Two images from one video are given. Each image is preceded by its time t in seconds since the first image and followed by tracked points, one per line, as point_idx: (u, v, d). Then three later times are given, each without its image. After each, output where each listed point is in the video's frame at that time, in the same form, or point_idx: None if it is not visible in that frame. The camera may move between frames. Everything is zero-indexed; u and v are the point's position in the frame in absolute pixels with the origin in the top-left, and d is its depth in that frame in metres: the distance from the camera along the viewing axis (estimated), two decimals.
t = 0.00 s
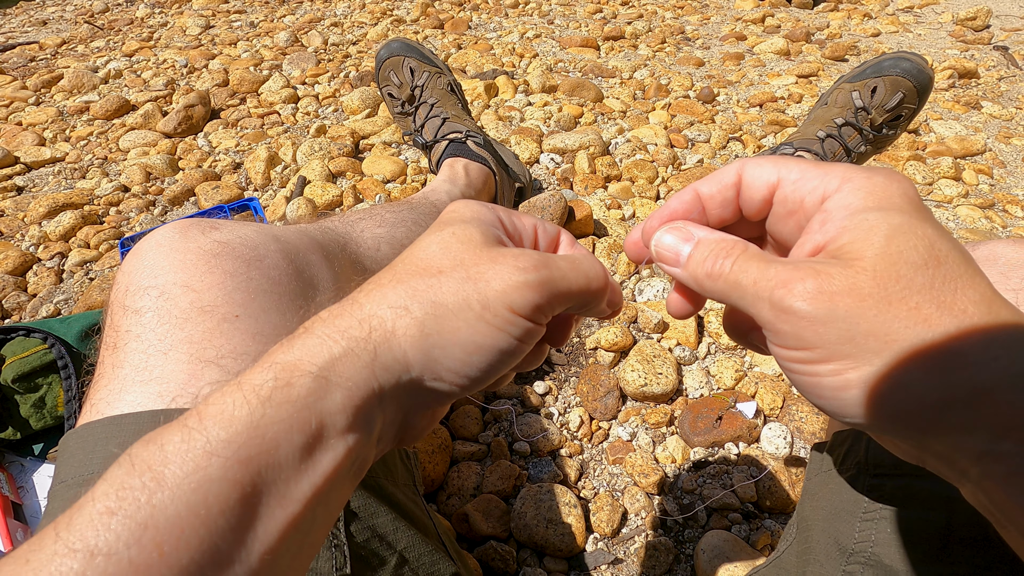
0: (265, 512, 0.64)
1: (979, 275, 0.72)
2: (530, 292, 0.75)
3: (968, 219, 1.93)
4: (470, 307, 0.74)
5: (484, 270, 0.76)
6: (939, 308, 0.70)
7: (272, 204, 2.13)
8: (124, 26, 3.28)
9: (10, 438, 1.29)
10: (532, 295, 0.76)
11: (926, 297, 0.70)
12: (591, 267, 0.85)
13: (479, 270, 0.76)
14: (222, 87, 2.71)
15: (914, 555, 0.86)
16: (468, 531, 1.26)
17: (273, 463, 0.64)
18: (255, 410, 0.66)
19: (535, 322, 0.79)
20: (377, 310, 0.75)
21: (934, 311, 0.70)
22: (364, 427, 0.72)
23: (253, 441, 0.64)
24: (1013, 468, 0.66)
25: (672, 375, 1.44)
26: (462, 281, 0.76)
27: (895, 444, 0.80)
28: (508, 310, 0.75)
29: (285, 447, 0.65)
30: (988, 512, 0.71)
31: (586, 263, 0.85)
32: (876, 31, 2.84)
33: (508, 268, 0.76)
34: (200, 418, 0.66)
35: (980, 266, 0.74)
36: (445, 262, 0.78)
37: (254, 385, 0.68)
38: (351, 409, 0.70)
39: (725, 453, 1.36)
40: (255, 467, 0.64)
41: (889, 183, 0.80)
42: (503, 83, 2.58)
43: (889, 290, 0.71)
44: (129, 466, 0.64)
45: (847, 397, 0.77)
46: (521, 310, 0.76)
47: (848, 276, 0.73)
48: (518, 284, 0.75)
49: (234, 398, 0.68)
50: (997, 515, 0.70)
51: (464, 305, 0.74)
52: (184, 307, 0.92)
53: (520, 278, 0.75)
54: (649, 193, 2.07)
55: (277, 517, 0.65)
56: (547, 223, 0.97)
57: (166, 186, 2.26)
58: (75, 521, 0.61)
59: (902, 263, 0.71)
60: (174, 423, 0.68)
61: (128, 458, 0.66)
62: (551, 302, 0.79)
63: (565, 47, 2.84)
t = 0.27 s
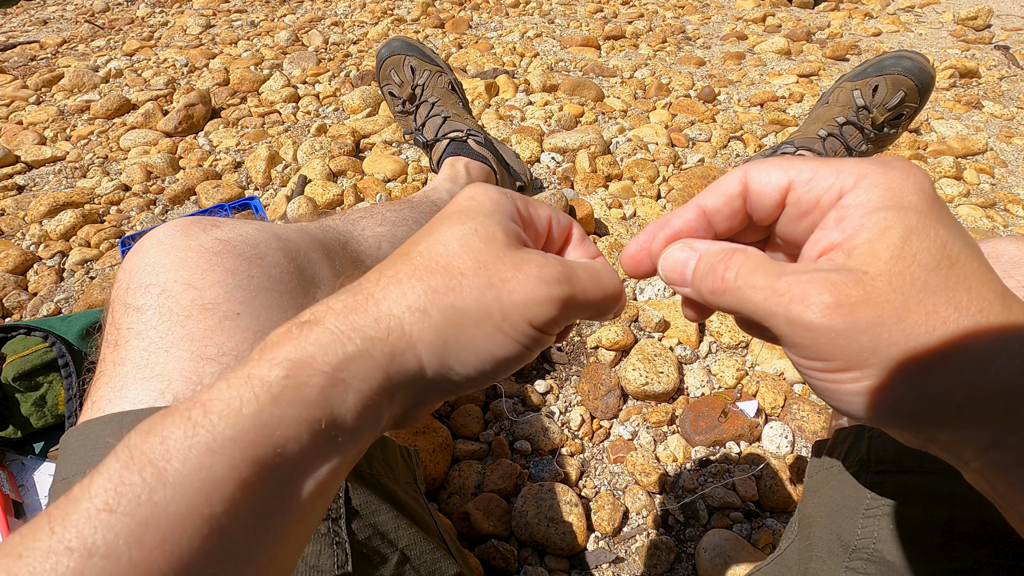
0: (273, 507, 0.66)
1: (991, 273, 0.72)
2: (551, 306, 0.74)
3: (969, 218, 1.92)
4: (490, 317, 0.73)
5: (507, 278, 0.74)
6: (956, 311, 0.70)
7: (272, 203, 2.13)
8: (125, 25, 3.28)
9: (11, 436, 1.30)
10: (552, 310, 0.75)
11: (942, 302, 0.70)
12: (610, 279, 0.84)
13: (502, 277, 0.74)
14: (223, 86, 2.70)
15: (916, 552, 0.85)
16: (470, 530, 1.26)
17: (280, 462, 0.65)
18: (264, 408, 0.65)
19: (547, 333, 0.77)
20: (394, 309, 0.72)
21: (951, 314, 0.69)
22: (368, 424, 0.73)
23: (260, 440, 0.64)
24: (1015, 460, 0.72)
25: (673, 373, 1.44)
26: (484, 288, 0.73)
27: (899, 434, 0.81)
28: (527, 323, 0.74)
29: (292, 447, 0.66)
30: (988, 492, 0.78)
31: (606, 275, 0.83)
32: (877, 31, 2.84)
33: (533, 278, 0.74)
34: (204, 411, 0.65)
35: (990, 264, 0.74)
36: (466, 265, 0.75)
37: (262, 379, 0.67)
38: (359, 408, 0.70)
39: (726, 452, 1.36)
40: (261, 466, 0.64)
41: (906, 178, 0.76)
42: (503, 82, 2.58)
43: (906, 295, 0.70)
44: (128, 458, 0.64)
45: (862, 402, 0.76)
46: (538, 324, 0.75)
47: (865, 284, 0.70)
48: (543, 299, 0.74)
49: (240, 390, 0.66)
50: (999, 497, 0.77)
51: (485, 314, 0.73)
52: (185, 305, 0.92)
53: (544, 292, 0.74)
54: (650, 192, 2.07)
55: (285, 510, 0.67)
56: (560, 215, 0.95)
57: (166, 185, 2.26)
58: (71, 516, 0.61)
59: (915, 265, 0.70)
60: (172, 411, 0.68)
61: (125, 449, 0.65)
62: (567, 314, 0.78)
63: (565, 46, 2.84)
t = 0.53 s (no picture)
0: (273, 511, 0.66)
1: (992, 277, 0.72)
2: (558, 316, 0.75)
3: (969, 218, 1.93)
4: (497, 324, 0.74)
5: (517, 284, 0.74)
6: (952, 321, 0.71)
7: (273, 203, 2.13)
8: (125, 25, 3.28)
9: (12, 435, 1.30)
10: (559, 320, 0.75)
11: (938, 312, 0.71)
12: (620, 287, 0.84)
13: (511, 284, 0.74)
14: (223, 86, 2.71)
15: (916, 551, 0.85)
16: (470, 529, 1.26)
17: (281, 466, 0.66)
18: (265, 410, 0.65)
19: (552, 342, 0.78)
20: (398, 311, 0.72)
21: (947, 324, 0.71)
22: (371, 424, 0.73)
23: (260, 444, 0.64)
24: (1010, 459, 0.75)
25: (673, 373, 1.44)
26: (493, 295, 0.74)
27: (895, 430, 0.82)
28: (535, 333, 0.75)
29: (293, 450, 0.66)
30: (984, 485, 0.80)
31: (616, 285, 0.83)
32: (877, 31, 2.84)
33: (543, 286, 0.74)
34: (203, 413, 0.65)
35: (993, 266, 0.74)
36: (474, 269, 0.75)
37: (263, 381, 0.67)
38: (360, 410, 0.71)
39: (727, 452, 1.36)
40: (262, 470, 0.65)
41: (910, 182, 0.75)
42: (504, 82, 2.58)
43: (902, 307, 0.71)
44: (122, 460, 0.64)
45: (859, 404, 0.79)
46: (545, 333, 0.76)
47: (861, 300, 0.71)
48: (550, 310, 0.74)
49: (241, 392, 0.66)
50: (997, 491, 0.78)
51: (492, 321, 0.73)
52: (186, 303, 0.92)
53: (554, 302, 0.74)
54: (650, 192, 2.07)
55: (285, 514, 0.68)
56: (571, 215, 0.94)
57: (167, 184, 2.26)
58: (65, 519, 0.61)
59: (913, 276, 0.71)
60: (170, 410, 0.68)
61: (121, 449, 0.65)
62: (572, 324, 0.79)
63: (566, 46, 2.84)
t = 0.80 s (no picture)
0: (271, 514, 0.66)
1: (1001, 277, 0.72)
2: (555, 307, 0.74)
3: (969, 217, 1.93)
4: (493, 319, 0.73)
5: (510, 277, 0.74)
6: (957, 320, 0.71)
7: (273, 202, 2.13)
8: (126, 25, 3.29)
9: (12, 433, 1.30)
10: (557, 311, 0.74)
11: (942, 311, 0.71)
12: (617, 278, 0.83)
13: (505, 277, 0.74)
14: (223, 86, 2.71)
15: (918, 546, 0.85)
16: (470, 527, 1.26)
17: (277, 468, 0.65)
18: (261, 413, 0.65)
19: (551, 334, 0.77)
20: (393, 310, 0.72)
21: (952, 323, 0.71)
22: (370, 425, 0.73)
23: (256, 447, 0.64)
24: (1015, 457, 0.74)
25: (673, 371, 1.44)
26: (487, 289, 0.73)
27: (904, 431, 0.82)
28: (532, 326, 0.74)
29: (289, 452, 0.66)
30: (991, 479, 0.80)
31: (613, 274, 0.83)
32: (877, 31, 2.84)
33: (536, 278, 0.74)
34: (199, 417, 0.66)
35: (1002, 263, 0.73)
36: (469, 266, 0.75)
37: (259, 383, 0.67)
38: (357, 411, 0.70)
39: (727, 450, 1.36)
40: (259, 473, 0.65)
41: (912, 182, 0.75)
42: (504, 82, 2.59)
43: (905, 306, 0.71)
44: (120, 466, 0.65)
45: (863, 402, 0.79)
46: (543, 324, 0.75)
47: (863, 298, 0.72)
48: (545, 300, 0.73)
49: (237, 396, 0.67)
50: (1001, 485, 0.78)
51: (487, 315, 0.73)
52: (187, 299, 0.92)
53: (548, 291, 0.73)
54: (650, 192, 2.07)
55: (283, 517, 0.67)
56: (567, 213, 0.95)
57: (167, 184, 2.26)
58: (62, 524, 0.62)
59: (917, 276, 0.71)
60: (168, 416, 0.68)
61: (119, 455, 0.66)
62: (570, 316, 0.78)
63: (566, 46, 2.84)
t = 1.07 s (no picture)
0: (274, 517, 0.66)
1: (1003, 272, 0.72)
2: (555, 307, 0.75)
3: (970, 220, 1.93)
4: (494, 319, 0.73)
5: (510, 278, 0.74)
6: (959, 312, 0.72)
7: (274, 205, 2.13)
8: (127, 27, 3.29)
9: (13, 437, 1.30)
10: (557, 311, 0.75)
11: (945, 304, 0.72)
12: (617, 278, 0.84)
13: (505, 278, 0.74)
14: (224, 88, 2.71)
15: (920, 552, 0.85)
16: (471, 531, 1.26)
17: (280, 469, 0.65)
18: (264, 415, 0.65)
19: (553, 334, 0.78)
20: (394, 312, 0.73)
21: (955, 315, 0.72)
22: (373, 428, 0.73)
23: (260, 449, 0.64)
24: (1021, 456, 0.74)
25: (674, 375, 1.45)
26: (487, 289, 0.74)
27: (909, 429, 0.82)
28: (533, 325, 0.74)
29: (292, 454, 0.66)
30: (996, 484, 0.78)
31: (614, 274, 0.83)
32: (877, 33, 2.84)
33: (537, 278, 0.75)
34: (203, 420, 0.66)
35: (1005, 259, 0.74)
36: (469, 267, 0.75)
37: (262, 386, 0.67)
38: (361, 413, 0.70)
39: (728, 453, 1.36)
40: (263, 474, 0.65)
41: (915, 181, 0.75)
42: (505, 84, 2.59)
43: (909, 299, 0.72)
44: (125, 469, 0.65)
45: (866, 395, 0.80)
46: (544, 325, 0.75)
47: (865, 290, 0.73)
48: (546, 300, 0.74)
49: (241, 399, 0.67)
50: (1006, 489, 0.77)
51: (488, 316, 0.73)
52: (188, 304, 0.92)
53: (549, 292, 0.74)
54: (651, 194, 2.07)
55: (286, 520, 0.67)
56: (567, 215, 0.95)
57: (168, 186, 2.27)
58: (67, 527, 0.62)
59: (921, 270, 0.72)
60: (174, 420, 0.69)
61: (125, 460, 0.66)
62: (570, 317, 0.78)
63: (566, 48, 2.84)
